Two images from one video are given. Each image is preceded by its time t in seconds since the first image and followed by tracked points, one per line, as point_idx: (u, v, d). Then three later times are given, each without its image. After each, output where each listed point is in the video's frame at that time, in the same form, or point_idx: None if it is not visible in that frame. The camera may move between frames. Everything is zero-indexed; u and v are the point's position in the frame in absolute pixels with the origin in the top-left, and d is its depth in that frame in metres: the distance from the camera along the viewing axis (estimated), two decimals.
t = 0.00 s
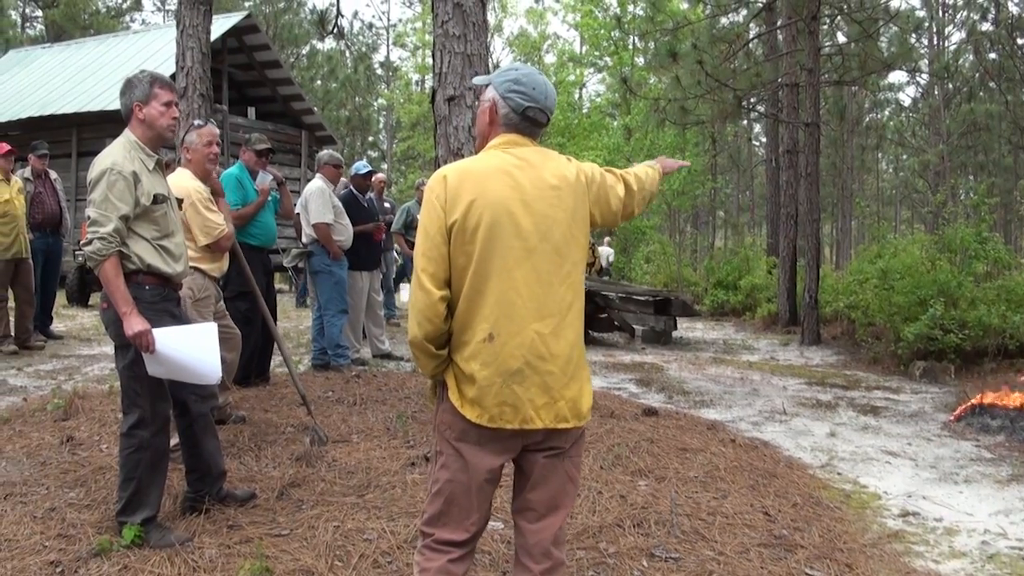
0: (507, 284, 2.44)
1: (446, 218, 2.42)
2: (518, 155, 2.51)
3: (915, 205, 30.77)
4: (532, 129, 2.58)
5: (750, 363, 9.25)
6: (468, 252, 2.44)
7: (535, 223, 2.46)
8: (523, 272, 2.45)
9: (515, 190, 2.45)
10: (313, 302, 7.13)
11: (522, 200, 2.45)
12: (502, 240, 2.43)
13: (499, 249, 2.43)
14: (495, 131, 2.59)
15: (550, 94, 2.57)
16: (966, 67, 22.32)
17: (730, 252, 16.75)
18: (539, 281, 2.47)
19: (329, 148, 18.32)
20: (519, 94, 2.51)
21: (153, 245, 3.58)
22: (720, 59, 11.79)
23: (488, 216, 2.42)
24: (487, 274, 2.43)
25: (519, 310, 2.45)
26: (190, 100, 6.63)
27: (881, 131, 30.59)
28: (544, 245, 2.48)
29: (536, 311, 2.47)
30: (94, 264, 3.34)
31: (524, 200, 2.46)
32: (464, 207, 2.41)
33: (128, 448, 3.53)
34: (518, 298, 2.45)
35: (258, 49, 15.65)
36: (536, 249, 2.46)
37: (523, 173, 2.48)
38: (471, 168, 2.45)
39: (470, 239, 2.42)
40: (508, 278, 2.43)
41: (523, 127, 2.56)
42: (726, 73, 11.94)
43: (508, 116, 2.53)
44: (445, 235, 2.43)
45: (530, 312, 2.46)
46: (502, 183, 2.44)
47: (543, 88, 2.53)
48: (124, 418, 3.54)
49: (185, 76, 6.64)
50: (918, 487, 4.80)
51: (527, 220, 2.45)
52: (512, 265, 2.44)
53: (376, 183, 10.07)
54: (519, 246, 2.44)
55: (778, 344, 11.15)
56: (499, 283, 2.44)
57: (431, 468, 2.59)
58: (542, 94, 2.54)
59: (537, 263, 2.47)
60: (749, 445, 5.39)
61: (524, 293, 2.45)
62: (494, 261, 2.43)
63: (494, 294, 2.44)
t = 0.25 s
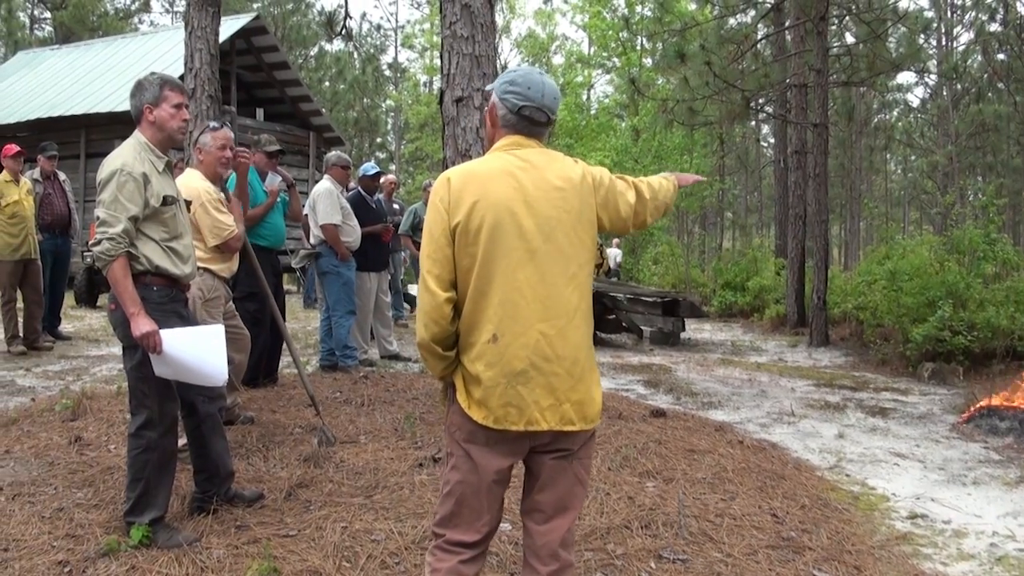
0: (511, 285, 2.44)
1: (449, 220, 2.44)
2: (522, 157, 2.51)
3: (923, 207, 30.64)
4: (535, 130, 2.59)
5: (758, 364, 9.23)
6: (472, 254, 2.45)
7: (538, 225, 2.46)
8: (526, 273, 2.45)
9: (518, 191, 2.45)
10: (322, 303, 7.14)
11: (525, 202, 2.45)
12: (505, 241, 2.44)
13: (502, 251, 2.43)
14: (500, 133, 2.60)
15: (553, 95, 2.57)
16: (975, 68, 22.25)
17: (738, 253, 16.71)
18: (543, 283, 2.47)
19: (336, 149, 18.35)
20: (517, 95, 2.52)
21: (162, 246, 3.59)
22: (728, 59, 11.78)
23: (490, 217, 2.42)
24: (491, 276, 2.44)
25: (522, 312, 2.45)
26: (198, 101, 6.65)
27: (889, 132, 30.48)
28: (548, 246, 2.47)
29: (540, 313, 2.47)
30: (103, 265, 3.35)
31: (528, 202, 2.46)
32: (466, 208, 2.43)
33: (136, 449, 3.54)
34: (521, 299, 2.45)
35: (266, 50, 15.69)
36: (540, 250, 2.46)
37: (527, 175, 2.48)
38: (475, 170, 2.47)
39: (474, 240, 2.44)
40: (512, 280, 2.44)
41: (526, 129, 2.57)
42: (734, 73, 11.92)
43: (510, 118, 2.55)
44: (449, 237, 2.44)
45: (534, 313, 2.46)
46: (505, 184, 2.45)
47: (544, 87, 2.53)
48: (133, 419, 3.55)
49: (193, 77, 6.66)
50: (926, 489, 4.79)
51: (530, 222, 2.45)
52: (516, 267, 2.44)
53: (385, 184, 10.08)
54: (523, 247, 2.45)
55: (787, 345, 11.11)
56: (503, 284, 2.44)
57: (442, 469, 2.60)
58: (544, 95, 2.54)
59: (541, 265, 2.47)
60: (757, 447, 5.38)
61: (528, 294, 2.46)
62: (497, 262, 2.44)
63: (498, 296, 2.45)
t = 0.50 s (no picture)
0: (507, 285, 2.45)
1: (449, 221, 2.50)
2: (521, 158, 2.53)
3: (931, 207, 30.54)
4: (530, 129, 2.60)
5: (765, 365, 9.21)
6: (470, 254, 2.49)
7: (533, 224, 2.46)
8: (522, 273, 2.45)
9: (514, 191, 2.47)
10: (328, 304, 7.15)
11: (519, 201, 2.46)
12: (500, 241, 2.45)
13: (497, 250, 2.45)
14: (501, 136, 2.64)
15: (550, 94, 2.58)
16: (982, 68, 22.17)
17: (746, 254, 16.68)
18: (540, 283, 2.46)
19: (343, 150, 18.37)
20: (500, 97, 2.58)
21: (170, 247, 3.60)
22: (735, 60, 11.76)
23: (486, 218, 2.46)
24: (487, 276, 2.46)
25: (518, 312, 2.45)
26: (205, 103, 6.68)
27: (897, 133, 30.37)
28: (544, 245, 2.46)
29: (537, 313, 2.45)
30: (111, 265, 3.36)
31: (523, 201, 2.47)
32: (463, 209, 2.48)
33: (144, 449, 3.54)
34: (518, 299, 2.45)
35: (273, 51, 15.73)
36: (535, 250, 2.45)
37: (524, 175, 2.49)
38: (473, 172, 2.52)
39: (471, 241, 2.48)
40: (507, 279, 2.45)
41: (524, 130, 2.59)
42: (742, 74, 11.91)
43: (508, 119, 2.57)
44: (448, 238, 2.50)
45: (530, 313, 2.45)
46: (500, 185, 2.48)
47: (522, 85, 2.54)
48: (140, 419, 3.56)
49: (200, 79, 6.69)
50: (934, 490, 4.77)
51: (525, 221, 2.45)
52: (511, 266, 2.45)
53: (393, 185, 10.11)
54: (518, 247, 2.45)
55: (794, 346, 11.09)
56: (499, 284, 2.46)
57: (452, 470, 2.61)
58: (536, 95, 2.55)
59: (537, 264, 2.45)
60: (764, 448, 5.37)
61: (524, 294, 2.45)
62: (493, 262, 2.46)
63: (494, 296, 2.46)
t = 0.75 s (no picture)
0: (504, 285, 2.45)
1: (448, 223, 2.52)
2: (520, 159, 2.53)
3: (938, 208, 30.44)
4: (527, 131, 2.60)
5: (772, 366, 9.20)
6: (469, 256, 2.49)
7: (530, 223, 2.45)
8: (519, 273, 2.44)
9: (511, 191, 2.47)
10: (334, 304, 7.16)
11: (516, 201, 2.46)
12: (497, 241, 2.45)
13: (494, 250, 2.45)
14: (502, 140, 2.65)
15: (546, 96, 2.58)
16: (989, 68, 22.10)
17: (752, 255, 16.65)
18: (538, 282, 2.44)
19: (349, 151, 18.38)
20: (499, 100, 2.59)
21: (176, 247, 3.60)
22: (742, 61, 11.74)
23: (483, 219, 2.46)
24: (486, 277, 2.47)
25: (515, 311, 2.44)
26: (213, 103, 6.67)
27: (903, 133, 30.30)
28: (541, 245, 2.45)
29: (535, 313, 2.44)
30: (117, 266, 3.36)
31: (520, 201, 2.46)
32: (461, 211, 2.49)
33: (150, 450, 3.55)
34: (516, 299, 2.44)
35: (280, 53, 15.76)
36: (532, 249, 2.44)
37: (521, 176, 2.49)
38: (472, 175, 2.53)
39: (469, 242, 2.48)
40: (504, 279, 2.44)
41: (522, 132, 2.59)
42: (748, 74, 11.89)
43: (505, 122, 2.58)
44: (448, 240, 2.52)
45: (528, 312, 2.44)
46: (497, 186, 2.48)
47: (516, 88, 2.55)
48: (146, 420, 3.56)
49: (208, 79, 6.69)
50: (941, 492, 4.76)
51: (521, 221, 2.45)
52: (508, 266, 2.44)
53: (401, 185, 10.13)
54: (515, 247, 2.45)
55: (801, 347, 11.06)
56: (497, 285, 2.46)
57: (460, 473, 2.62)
58: (531, 96, 2.56)
59: (534, 263, 2.44)
60: (771, 449, 5.36)
61: (521, 294, 2.44)
62: (491, 263, 2.46)
63: (492, 296, 2.46)
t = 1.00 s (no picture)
0: (509, 285, 2.44)
1: (454, 224, 2.52)
2: (524, 160, 2.54)
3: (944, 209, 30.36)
4: (532, 132, 2.60)
5: (777, 367, 9.18)
6: (475, 257, 2.49)
7: (535, 223, 2.45)
8: (524, 272, 2.44)
9: (515, 192, 2.47)
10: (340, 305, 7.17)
11: (521, 201, 2.46)
12: (502, 241, 2.45)
13: (500, 250, 2.45)
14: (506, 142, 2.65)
15: (551, 97, 2.59)
16: (995, 69, 22.04)
17: (757, 256, 16.63)
18: (543, 281, 2.44)
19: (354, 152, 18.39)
20: (502, 102, 2.60)
21: (182, 248, 3.61)
22: (747, 62, 11.72)
23: (488, 219, 2.46)
24: (491, 277, 2.47)
25: (521, 311, 2.44)
26: (218, 104, 6.68)
27: (909, 134, 30.24)
28: (547, 244, 2.45)
29: (540, 312, 2.44)
30: (123, 267, 3.37)
31: (524, 201, 2.46)
32: (466, 212, 2.49)
33: (156, 450, 3.55)
34: (521, 298, 2.44)
35: (285, 54, 15.79)
36: (537, 249, 2.44)
37: (526, 176, 2.49)
38: (477, 176, 2.53)
39: (475, 243, 2.48)
40: (510, 278, 2.44)
41: (526, 133, 2.60)
42: (753, 75, 11.87)
43: (510, 124, 2.59)
44: (453, 242, 2.52)
45: (533, 312, 2.44)
46: (502, 186, 2.48)
47: (519, 90, 2.56)
48: (152, 420, 3.57)
49: (213, 81, 6.71)
50: (947, 493, 4.75)
51: (526, 221, 2.45)
52: (514, 265, 2.44)
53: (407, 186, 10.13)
54: (520, 246, 2.44)
55: (806, 348, 11.04)
56: (502, 284, 2.45)
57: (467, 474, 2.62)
58: (534, 98, 2.57)
59: (539, 263, 2.44)
60: (777, 451, 5.34)
61: (527, 293, 2.44)
62: (496, 262, 2.45)
63: (498, 295, 2.46)
